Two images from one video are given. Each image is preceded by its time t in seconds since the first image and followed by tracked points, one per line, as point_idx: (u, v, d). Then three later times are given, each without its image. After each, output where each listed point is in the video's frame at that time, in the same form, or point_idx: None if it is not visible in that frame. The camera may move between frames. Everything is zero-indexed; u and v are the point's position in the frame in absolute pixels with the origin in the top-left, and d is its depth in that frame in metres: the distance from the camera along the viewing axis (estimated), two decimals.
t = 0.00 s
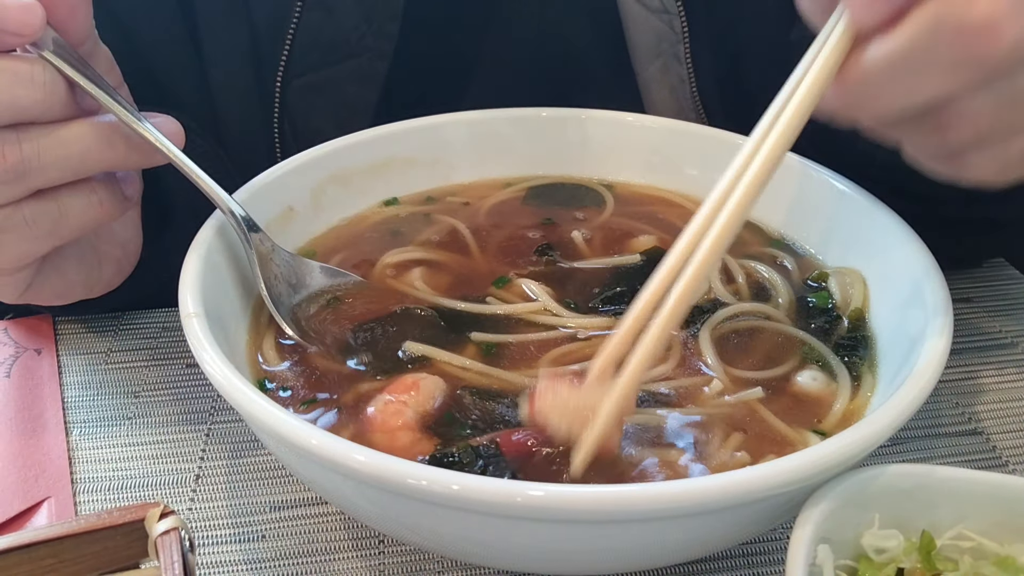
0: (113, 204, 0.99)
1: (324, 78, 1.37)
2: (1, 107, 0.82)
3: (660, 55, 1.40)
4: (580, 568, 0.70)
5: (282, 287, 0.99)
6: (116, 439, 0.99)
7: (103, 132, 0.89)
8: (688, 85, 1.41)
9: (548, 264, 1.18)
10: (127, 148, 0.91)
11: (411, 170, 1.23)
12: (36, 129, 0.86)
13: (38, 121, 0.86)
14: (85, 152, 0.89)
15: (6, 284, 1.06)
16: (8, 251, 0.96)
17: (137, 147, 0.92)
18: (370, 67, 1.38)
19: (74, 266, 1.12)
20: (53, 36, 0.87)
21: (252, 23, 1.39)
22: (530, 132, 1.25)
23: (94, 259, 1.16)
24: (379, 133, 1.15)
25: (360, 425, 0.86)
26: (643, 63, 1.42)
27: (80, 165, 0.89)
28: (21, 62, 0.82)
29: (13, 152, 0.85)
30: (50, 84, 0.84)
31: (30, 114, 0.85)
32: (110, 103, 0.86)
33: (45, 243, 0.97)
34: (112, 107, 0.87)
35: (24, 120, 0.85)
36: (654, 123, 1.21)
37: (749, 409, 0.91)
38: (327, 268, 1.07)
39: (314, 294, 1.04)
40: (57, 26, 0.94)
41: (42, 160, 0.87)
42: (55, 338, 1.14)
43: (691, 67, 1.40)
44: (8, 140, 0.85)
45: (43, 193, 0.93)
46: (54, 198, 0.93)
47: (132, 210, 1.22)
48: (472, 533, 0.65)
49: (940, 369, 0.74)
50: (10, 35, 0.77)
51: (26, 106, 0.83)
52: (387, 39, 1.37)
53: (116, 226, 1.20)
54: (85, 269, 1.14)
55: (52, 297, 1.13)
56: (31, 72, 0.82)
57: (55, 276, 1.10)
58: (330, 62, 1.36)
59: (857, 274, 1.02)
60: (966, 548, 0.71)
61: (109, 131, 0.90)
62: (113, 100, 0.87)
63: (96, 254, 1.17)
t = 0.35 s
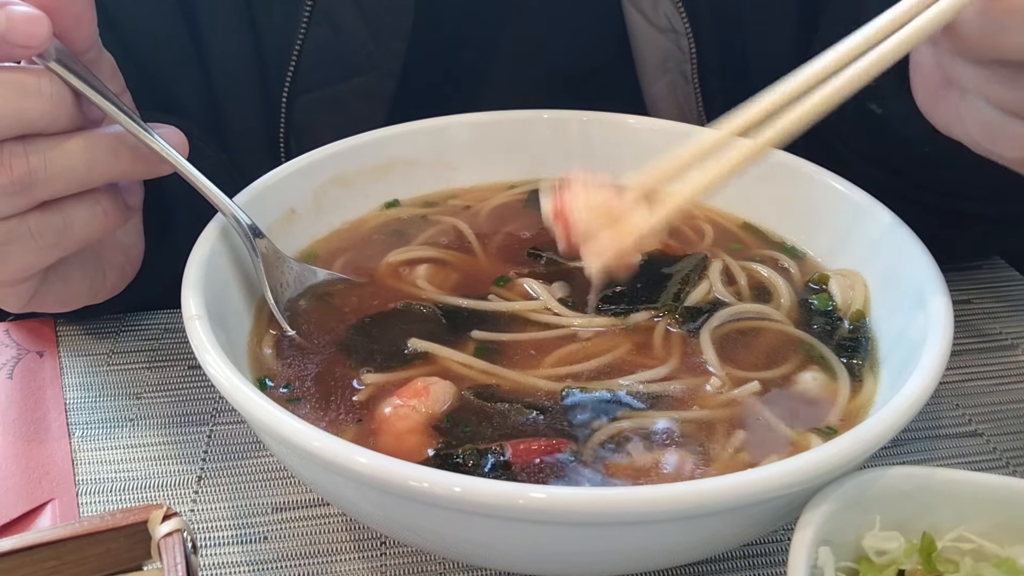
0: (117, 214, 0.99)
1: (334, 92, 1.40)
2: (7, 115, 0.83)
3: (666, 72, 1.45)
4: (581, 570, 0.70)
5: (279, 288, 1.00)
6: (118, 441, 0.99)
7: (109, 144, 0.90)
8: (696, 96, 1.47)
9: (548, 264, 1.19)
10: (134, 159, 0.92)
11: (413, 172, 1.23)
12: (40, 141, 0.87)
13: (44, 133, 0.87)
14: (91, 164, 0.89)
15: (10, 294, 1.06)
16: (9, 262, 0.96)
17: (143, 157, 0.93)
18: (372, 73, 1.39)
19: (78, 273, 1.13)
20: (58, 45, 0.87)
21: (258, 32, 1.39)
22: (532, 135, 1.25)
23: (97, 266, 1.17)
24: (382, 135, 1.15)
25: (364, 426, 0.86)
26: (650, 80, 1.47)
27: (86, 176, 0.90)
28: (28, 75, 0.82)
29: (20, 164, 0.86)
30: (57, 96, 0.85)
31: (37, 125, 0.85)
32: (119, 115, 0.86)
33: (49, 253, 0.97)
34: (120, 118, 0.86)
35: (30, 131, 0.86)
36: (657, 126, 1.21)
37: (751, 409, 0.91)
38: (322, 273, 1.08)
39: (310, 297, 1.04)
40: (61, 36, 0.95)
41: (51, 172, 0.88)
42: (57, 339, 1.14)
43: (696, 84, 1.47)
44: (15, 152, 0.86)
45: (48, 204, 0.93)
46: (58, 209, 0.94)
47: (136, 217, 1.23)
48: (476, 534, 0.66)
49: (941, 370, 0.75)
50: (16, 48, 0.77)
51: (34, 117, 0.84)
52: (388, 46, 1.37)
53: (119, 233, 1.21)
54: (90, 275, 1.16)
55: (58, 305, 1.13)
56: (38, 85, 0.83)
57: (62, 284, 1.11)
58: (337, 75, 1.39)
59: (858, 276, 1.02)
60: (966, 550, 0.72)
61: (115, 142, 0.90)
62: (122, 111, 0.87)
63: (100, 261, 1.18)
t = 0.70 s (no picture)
0: (107, 223, 1.00)
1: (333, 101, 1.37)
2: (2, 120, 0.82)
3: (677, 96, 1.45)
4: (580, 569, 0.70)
5: (275, 289, 0.99)
6: (117, 441, 0.99)
7: (102, 154, 0.91)
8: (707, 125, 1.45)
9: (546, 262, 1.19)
10: (130, 170, 0.94)
11: (411, 172, 1.23)
12: (34, 151, 0.87)
13: (36, 142, 0.87)
14: (83, 174, 0.90)
15: (4, 302, 1.06)
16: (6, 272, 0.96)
17: (135, 167, 0.94)
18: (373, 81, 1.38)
19: (72, 280, 1.12)
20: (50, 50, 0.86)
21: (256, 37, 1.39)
22: (531, 134, 1.25)
23: (93, 271, 1.17)
24: (380, 135, 1.15)
25: (363, 426, 0.86)
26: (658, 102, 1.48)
27: (80, 185, 0.91)
28: (21, 84, 0.82)
29: (12, 173, 0.86)
30: (50, 105, 0.85)
31: (31, 132, 0.85)
32: (115, 124, 0.86)
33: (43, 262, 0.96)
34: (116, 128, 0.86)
35: (24, 139, 0.86)
36: (656, 126, 1.21)
37: (750, 409, 0.91)
38: (318, 276, 1.07)
39: (308, 297, 1.04)
40: (53, 42, 0.95)
41: (42, 180, 0.88)
42: (57, 340, 1.14)
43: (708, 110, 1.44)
44: (8, 161, 0.85)
45: (40, 213, 0.93)
46: (50, 219, 0.93)
47: (129, 221, 1.22)
48: (474, 534, 0.66)
49: (940, 371, 0.75)
50: (11, 57, 0.77)
51: (26, 125, 0.84)
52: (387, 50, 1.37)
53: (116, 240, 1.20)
54: (85, 282, 1.14)
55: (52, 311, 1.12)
56: (32, 94, 0.83)
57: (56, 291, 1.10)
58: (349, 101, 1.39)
59: (857, 276, 1.02)
60: (965, 550, 0.72)
61: (107, 153, 0.91)
62: (118, 120, 0.87)
63: (95, 267, 1.17)
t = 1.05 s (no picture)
0: (99, 226, 0.99)
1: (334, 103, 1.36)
2: None
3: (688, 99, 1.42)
4: (581, 568, 0.70)
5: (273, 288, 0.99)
6: (116, 439, 0.98)
7: (92, 158, 0.91)
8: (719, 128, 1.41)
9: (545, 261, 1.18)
10: (118, 177, 0.94)
11: (410, 170, 1.22)
12: (25, 156, 0.87)
13: (25, 147, 0.87)
14: (74, 179, 0.90)
15: None
16: None
17: (125, 172, 0.95)
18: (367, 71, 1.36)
19: (66, 286, 1.11)
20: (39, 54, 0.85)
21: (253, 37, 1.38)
22: (530, 132, 1.25)
23: (87, 274, 1.15)
24: (379, 133, 1.15)
25: (363, 424, 0.85)
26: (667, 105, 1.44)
27: (70, 190, 0.90)
28: (12, 88, 0.82)
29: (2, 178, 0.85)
30: (41, 111, 0.85)
31: (21, 136, 0.85)
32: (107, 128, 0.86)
33: (34, 269, 0.95)
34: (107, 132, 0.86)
35: (14, 143, 0.85)
36: (656, 125, 1.20)
37: (751, 408, 0.91)
38: (317, 275, 1.07)
39: (306, 296, 1.04)
40: (41, 44, 0.94)
41: (33, 185, 0.87)
42: (57, 339, 1.14)
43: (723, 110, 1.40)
44: None
45: (30, 218, 0.92)
46: (40, 224, 0.93)
47: (120, 223, 1.21)
48: (474, 533, 0.65)
49: (940, 369, 0.74)
50: None
51: (15, 129, 0.83)
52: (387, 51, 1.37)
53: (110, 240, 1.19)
54: (79, 288, 1.13)
55: (44, 317, 1.11)
56: (21, 98, 0.82)
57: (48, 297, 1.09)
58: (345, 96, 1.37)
59: (857, 275, 1.02)
60: (966, 549, 0.71)
61: (97, 158, 0.91)
62: (110, 124, 0.87)
63: (90, 272, 1.16)
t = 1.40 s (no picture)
0: (94, 223, 0.99)
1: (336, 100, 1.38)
2: None
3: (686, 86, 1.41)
4: (582, 568, 0.70)
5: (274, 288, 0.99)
6: (118, 440, 0.99)
7: (88, 154, 0.91)
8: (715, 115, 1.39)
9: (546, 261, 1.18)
10: (113, 173, 0.94)
11: (412, 171, 1.22)
12: (21, 152, 0.87)
13: (21, 144, 0.87)
14: (70, 175, 0.90)
15: None
16: None
17: (119, 168, 0.95)
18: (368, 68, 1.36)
19: (63, 282, 1.11)
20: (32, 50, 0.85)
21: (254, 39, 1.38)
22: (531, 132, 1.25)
23: (84, 271, 1.16)
24: (380, 134, 1.15)
25: (364, 425, 0.85)
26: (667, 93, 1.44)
27: (66, 186, 0.90)
28: (8, 86, 0.82)
29: None
30: (37, 105, 0.85)
31: (18, 134, 0.85)
32: (102, 124, 0.86)
33: (28, 265, 0.96)
34: (102, 128, 0.86)
35: (11, 140, 0.85)
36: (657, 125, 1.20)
37: (751, 409, 0.91)
38: (319, 275, 1.07)
39: (307, 297, 1.04)
40: (36, 39, 0.94)
41: (30, 181, 0.87)
42: (57, 339, 1.14)
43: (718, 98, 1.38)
44: None
45: (27, 214, 0.92)
46: (37, 220, 0.93)
47: (120, 221, 1.20)
48: (476, 534, 0.65)
49: (941, 370, 0.74)
50: None
51: (14, 127, 0.84)
52: (392, 54, 1.37)
53: (109, 238, 1.19)
54: (75, 284, 1.13)
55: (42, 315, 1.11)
56: (17, 95, 0.83)
57: (45, 293, 1.09)
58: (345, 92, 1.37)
59: (858, 274, 1.02)
60: (966, 549, 0.71)
61: (92, 154, 0.91)
62: (105, 120, 0.87)
63: (87, 268, 1.16)
